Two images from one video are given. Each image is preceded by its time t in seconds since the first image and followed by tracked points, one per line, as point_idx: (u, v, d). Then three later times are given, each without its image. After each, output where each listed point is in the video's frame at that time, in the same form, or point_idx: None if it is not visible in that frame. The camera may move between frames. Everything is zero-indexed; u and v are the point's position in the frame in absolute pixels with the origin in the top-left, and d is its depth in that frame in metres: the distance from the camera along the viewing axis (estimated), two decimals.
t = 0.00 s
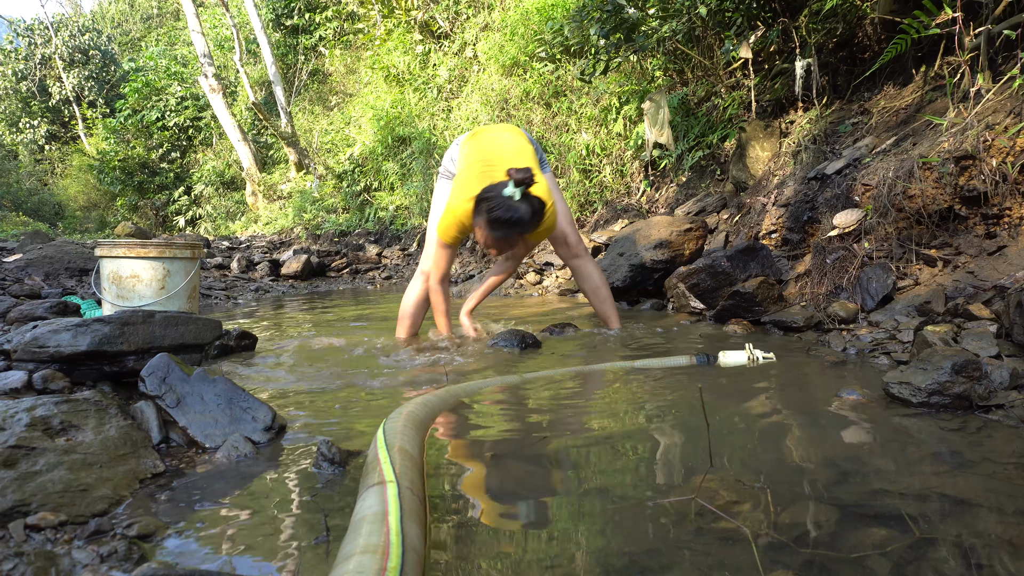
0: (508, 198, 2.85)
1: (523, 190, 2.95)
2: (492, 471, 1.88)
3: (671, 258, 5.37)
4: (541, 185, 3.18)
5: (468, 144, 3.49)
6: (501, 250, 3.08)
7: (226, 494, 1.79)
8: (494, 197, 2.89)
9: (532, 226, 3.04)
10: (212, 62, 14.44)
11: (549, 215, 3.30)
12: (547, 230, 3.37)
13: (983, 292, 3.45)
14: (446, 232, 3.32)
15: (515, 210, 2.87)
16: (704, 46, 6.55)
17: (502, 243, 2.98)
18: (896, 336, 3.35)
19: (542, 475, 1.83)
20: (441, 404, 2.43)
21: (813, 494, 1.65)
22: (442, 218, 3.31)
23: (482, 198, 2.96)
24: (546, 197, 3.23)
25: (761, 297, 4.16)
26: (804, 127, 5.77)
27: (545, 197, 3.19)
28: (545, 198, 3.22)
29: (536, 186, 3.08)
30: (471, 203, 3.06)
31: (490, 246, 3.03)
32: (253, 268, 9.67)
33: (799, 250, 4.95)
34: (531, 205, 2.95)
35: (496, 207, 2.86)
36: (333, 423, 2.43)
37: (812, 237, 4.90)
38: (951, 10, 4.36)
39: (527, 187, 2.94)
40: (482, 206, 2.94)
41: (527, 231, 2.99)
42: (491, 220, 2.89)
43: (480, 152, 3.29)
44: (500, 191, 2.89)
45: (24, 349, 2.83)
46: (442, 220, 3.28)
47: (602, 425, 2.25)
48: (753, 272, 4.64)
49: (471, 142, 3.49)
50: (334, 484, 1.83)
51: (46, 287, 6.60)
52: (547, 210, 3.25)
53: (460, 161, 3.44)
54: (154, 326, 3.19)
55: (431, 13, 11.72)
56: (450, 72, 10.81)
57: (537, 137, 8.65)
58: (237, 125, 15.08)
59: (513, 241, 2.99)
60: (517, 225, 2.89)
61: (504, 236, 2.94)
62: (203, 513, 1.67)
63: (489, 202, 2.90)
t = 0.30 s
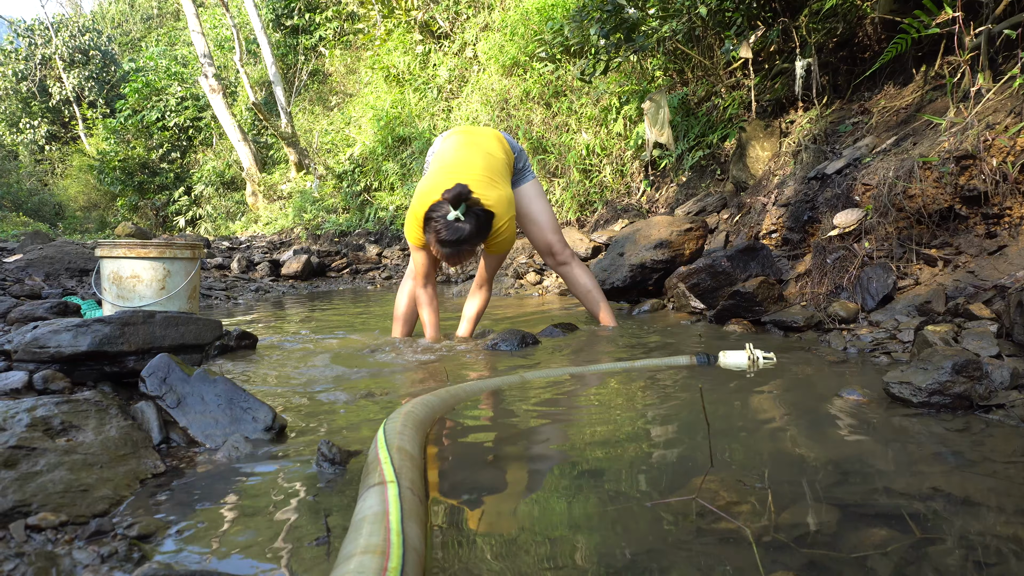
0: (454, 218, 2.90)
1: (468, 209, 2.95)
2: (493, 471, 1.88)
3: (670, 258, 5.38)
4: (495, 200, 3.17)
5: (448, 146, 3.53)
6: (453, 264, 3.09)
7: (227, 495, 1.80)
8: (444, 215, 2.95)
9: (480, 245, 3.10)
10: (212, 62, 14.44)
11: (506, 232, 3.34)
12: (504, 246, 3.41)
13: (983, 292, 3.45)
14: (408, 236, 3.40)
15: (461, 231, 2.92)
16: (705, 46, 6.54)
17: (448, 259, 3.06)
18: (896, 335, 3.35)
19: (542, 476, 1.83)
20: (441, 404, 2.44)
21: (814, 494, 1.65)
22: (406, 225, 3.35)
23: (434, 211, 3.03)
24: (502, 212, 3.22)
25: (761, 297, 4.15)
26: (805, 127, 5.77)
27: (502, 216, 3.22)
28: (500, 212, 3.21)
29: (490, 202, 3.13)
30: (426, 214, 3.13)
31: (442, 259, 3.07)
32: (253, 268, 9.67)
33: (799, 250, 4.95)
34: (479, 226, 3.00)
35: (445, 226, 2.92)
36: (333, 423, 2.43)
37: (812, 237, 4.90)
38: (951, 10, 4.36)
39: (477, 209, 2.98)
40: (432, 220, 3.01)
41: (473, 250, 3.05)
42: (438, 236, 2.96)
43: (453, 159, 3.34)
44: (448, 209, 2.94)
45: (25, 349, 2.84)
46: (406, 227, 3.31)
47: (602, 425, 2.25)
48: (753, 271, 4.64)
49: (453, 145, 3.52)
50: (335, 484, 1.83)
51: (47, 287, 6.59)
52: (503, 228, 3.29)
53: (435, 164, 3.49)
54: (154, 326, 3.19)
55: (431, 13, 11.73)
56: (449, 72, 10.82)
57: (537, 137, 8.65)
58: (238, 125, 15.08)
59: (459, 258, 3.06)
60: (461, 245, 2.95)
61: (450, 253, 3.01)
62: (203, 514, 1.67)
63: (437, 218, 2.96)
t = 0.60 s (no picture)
0: (456, 216, 2.89)
1: (469, 206, 2.95)
2: (493, 472, 1.88)
3: (670, 258, 5.38)
4: (497, 197, 3.17)
5: (446, 147, 3.53)
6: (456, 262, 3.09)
7: (227, 494, 1.80)
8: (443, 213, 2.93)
9: (482, 242, 3.09)
10: (211, 62, 14.44)
11: (508, 229, 3.33)
12: (507, 242, 3.40)
13: (983, 292, 3.45)
14: (408, 235, 3.38)
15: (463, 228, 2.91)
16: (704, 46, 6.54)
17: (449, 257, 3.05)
18: (896, 335, 3.35)
19: (542, 476, 1.83)
20: (441, 404, 2.44)
21: (814, 494, 1.65)
22: (407, 225, 3.34)
23: (434, 210, 3.02)
24: (504, 209, 3.22)
25: (761, 297, 4.15)
26: (804, 127, 5.78)
27: (503, 213, 3.21)
28: (502, 209, 3.22)
29: (491, 199, 3.13)
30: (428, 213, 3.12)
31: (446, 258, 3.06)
32: (253, 268, 9.66)
33: (799, 249, 4.96)
34: (480, 223, 2.99)
35: (446, 225, 2.91)
36: (333, 424, 2.43)
37: (812, 237, 4.90)
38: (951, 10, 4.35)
39: (477, 206, 2.97)
40: (433, 219, 3.00)
41: (476, 248, 3.05)
42: (440, 234, 2.95)
43: (452, 159, 3.34)
44: (449, 207, 2.93)
45: (25, 350, 2.83)
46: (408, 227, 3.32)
47: (603, 425, 2.25)
48: (753, 271, 4.64)
49: (451, 146, 3.51)
50: (335, 485, 1.83)
51: (47, 288, 6.60)
52: (505, 225, 3.28)
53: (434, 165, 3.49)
54: (154, 326, 3.19)
55: (431, 13, 11.73)
56: (449, 73, 10.82)
57: (537, 138, 8.64)
58: (237, 125, 15.09)
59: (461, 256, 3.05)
60: (462, 242, 2.94)
61: (453, 250, 3.00)
62: (203, 514, 1.67)
63: (437, 217, 2.96)
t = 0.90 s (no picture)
0: (462, 219, 2.88)
1: (476, 208, 2.95)
2: (492, 471, 1.88)
3: (670, 258, 5.38)
4: (503, 199, 3.17)
5: (449, 148, 3.51)
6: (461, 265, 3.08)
7: (226, 495, 1.80)
8: (449, 216, 2.92)
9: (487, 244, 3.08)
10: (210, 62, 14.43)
11: (511, 231, 3.32)
12: (509, 244, 3.39)
13: (982, 291, 3.46)
14: (410, 236, 3.38)
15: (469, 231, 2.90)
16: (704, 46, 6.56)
17: (454, 259, 3.05)
18: (895, 335, 3.35)
19: (542, 476, 1.83)
20: (440, 404, 2.44)
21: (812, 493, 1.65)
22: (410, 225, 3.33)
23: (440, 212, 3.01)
24: (509, 210, 3.22)
25: (760, 297, 4.15)
26: (804, 127, 5.79)
27: (507, 215, 3.20)
28: (507, 211, 3.21)
29: (496, 201, 3.12)
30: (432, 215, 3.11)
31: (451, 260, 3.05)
32: (253, 269, 9.67)
33: (798, 249, 4.95)
34: (486, 225, 2.98)
35: (451, 227, 2.89)
36: (332, 424, 2.42)
37: (811, 237, 4.90)
38: (951, 9, 4.35)
39: (483, 208, 2.96)
40: (438, 222, 2.99)
41: (481, 250, 3.04)
42: (445, 237, 2.93)
43: (455, 160, 3.32)
44: (455, 210, 2.93)
45: (23, 350, 2.83)
46: (411, 227, 3.30)
47: (602, 425, 2.25)
48: (752, 271, 4.63)
49: (454, 146, 3.49)
50: (334, 485, 1.83)
51: (46, 288, 6.60)
52: (509, 226, 3.27)
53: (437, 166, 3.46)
54: (154, 327, 3.19)
55: (430, 13, 11.73)
56: (448, 73, 10.81)
57: (537, 138, 8.64)
58: (237, 125, 15.09)
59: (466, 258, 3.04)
60: (468, 245, 2.93)
61: (458, 253, 2.99)
62: (201, 514, 1.67)
63: (443, 220, 2.94)
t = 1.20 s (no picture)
0: (475, 215, 2.88)
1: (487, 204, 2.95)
2: (490, 472, 1.88)
3: (669, 258, 5.37)
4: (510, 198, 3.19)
5: (452, 147, 3.51)
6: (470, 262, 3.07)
7: (226, 495, 1.80)
8: (461, 213, 2.92)
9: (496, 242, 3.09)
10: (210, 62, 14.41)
11: (518, 231, 3.33)
12: (514, 245, 3.39)
13: (981, 292, 3.46)
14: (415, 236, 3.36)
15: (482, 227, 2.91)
16: (703, 47, 6.57)
17: (464, 255, 3.04)
18: (894, 336, 3.35)
19: (541, 476, 1.83)
20: (440, 404, 2.44)
21: (811, 494, 1.65)
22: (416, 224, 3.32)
23: (449, 209, 3.00)
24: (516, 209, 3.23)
25: (759, 297, 4.15)
26: (803, 128, 5.81)
27: (514, 213, 3.22)
28: (515, 210, 3.23)
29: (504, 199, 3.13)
30: (441, 212, 3.10)
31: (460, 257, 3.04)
32: (252, 269, 9.67)
33: (797, 250, 4.95)
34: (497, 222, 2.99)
35: (464, 224, 2.90)
36: (331, 425, 2.42)
37: (810, 237, 4.90)
38: (950, 10, 4.36)
39: (495, 204, 2.97)
40: (448, 218, 2.98)
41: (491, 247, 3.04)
42: (456, 233, 2.93)
43: (461, 159, 3.32)
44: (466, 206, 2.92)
45: (23, 350, 2.83)
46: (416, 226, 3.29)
47: (601, 426, 2.25)
48: (752, 272, 4.63)
49: (459, 145, 3.49)
50: (334, 485, 1.83)
51: (46, 288, 6.60)
52: (516, 225, 3.28)
53: (442, 164, 3.46)
54: (153, 327, 3.19)
55: (430, 13, 11.73)
56: (448, 73, 10.81)
57: (536, 138, 8.63)
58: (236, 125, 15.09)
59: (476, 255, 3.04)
60: (480, 241, 2.93)
61: (469, 249, 2.98)
62: (200, 514, 1.67)
63: (455, 216, 2.94)
